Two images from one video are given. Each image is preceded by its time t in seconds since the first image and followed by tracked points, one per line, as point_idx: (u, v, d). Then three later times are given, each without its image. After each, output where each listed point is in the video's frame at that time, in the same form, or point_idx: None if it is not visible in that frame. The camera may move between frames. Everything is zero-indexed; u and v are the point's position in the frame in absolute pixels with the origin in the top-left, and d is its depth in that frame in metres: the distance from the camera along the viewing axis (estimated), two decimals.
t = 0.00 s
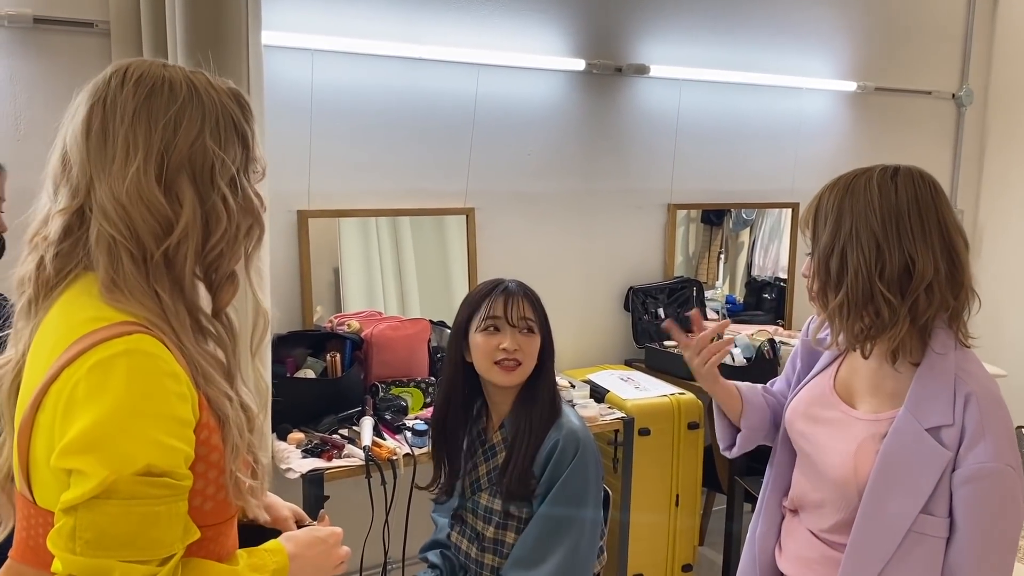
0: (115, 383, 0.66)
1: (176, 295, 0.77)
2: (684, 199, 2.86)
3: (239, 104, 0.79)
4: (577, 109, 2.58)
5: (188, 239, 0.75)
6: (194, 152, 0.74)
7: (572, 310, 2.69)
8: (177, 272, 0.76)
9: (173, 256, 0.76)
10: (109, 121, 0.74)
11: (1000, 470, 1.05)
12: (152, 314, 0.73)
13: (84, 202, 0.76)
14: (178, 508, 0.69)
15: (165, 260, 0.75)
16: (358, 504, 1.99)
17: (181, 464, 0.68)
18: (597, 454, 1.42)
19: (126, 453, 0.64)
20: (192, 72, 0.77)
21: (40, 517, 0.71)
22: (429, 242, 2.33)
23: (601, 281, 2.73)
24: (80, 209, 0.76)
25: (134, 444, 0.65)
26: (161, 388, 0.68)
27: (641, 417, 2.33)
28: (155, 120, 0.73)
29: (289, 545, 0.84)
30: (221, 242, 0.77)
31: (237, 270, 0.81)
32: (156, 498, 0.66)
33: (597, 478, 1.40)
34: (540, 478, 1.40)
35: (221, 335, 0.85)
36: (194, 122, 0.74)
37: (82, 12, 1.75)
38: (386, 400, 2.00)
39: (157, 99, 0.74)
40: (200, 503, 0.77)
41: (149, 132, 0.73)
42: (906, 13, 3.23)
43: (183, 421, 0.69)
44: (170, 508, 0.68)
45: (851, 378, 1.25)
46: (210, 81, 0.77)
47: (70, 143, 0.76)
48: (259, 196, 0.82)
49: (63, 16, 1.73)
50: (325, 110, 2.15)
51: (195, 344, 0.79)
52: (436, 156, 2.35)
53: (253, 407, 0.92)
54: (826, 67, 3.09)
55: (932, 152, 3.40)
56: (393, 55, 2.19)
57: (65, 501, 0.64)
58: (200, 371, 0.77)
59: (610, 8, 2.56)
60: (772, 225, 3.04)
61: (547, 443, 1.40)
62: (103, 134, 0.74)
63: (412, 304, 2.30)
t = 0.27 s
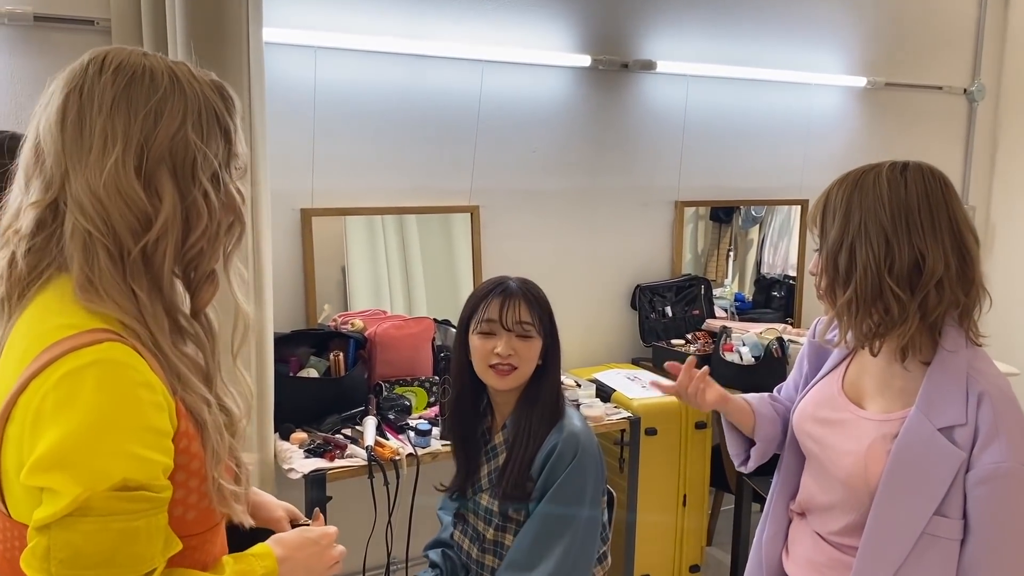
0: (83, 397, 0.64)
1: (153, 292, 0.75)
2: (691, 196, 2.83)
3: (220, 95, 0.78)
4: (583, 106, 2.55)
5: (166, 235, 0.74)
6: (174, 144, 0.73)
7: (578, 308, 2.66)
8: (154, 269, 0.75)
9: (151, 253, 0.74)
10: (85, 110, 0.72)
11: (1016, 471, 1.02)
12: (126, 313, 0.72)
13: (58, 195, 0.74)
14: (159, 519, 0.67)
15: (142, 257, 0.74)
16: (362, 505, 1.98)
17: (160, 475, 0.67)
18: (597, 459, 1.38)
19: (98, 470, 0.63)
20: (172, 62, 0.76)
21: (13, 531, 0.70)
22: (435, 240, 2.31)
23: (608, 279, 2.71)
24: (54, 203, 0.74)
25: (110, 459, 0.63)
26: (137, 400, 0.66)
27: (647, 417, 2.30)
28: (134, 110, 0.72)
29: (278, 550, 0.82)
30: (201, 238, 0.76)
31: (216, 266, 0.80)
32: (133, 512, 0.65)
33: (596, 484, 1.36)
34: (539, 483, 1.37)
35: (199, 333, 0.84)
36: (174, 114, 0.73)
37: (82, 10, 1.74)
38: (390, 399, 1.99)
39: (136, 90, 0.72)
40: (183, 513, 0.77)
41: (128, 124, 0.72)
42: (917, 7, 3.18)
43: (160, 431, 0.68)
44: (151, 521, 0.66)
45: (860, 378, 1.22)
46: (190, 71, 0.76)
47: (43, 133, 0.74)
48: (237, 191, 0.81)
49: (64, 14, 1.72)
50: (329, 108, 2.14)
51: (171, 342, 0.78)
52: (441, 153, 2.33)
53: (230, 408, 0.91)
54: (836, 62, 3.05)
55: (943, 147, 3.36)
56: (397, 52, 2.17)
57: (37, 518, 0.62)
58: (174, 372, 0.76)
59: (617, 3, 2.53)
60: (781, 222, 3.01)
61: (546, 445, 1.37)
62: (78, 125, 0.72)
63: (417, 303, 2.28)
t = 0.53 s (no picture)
0: (15, 417, 0.61)
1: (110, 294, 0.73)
2: (696, 195, 2.81)
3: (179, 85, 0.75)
4: (586, 105, 2.54)
5: (122, 233, 0.71)
6: (128, 138, 0.70)
7: (582, 308, 2.65)
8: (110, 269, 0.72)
9: (105, 252, 0.71)
10: (31, 102, 0.69)
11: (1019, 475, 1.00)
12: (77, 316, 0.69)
13: (7, 194, 0.71)
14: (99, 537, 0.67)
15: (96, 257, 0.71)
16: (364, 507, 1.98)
17: (104, 495, 0.66)
18: (592, 469, 1.34)
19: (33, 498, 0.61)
20: (128, 49, 0.72)
21: None
22: (438, 240, 2.30)
23: (612, 279, 2.69)
24: (4, 200, 0.72)
25: (47, 479, 0.62)
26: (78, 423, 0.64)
27: (651, 418, 2.28)
28: (84, 101, 0.69)
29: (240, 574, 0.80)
30: (161, 236, 0.74)
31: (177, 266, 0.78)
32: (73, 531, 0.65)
33: (589, 497, 1.32)
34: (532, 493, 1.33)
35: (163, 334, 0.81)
36: (129, 103, 0.70)
37: (82, 12, 1.74)
38: (391, 400, 1.98)
39: (87, 79, 0.69)
40: (138, 531, 0.78)
41: (78, 116, 0.68)
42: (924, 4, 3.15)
43: (105, 453, 0.66)
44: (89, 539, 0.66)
45: (862, 382, 1.22)
46: (147, 59, 0.73)
47: None
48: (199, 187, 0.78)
49: (63, 15, 1.72)
50: (331, 108, 2.13)
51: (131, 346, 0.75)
52: (443, 153, 2.32)
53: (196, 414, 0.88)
54: (842, 59, 3.03)
55: (952, 145, 3.32)
56: (399, 51, 2.16)
57: None
58: (128, 378, 0.73)
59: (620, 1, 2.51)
60: (788, 221, 2.98)
61: (540, 452, 1.34)
62: (25, 119, 0.69)
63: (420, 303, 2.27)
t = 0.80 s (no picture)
0: None
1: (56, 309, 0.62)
2: (701, 195, 2.79)
3: (136, 78, 0.65)
4: (590, 106, 2.53)
5: (65, 241, 0.61)
6: (70, 135, 0.60)
7: (586, 310, 2.63)
8: (55, 281, 0.62)
9: (49, 263, 0.61)
10: None
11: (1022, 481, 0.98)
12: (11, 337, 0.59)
13: None
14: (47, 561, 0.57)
15: (39, 267, 0.61)
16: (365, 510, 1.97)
17: (51, 516, 0.57)
18: (593, 482, 1.32)
19: None
20: (74, 39, 0.63)
21: None
22: (442, 242, 2.29)
23: (616, 280, 2.68)
24: None
25: None
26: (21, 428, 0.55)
27: (655, 420, 2.27)
28: (20, 98, 0.59)
29: None
30: (111, 245, 0.63)
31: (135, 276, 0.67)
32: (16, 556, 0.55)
33: (589, 510, 1.30)
34: (531, 501, 1.32)
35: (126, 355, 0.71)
36: (71, 102, 0.60)
37: (82, 15, 1.74)
38: (394, 403, 1.98)
39: (23, 73, 0.59)
40: (94, 554, 0.65)
41: (14, 115, 0.59)
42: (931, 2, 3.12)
43: (53, 467, 0.57)
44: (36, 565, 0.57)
45: (864, 384, 1.20)
46: (96, 50, 0.63)
47: None
48: (161, 188, 0.68)
49: (64, 19, 1.72)
50: (333, 110, 2.13)
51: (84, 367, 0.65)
52: (446, 155, 2.31)
53: (173, 444, 0.77)
54: (848, 58, 3.00)
55: (960, 144, 3.29)
56: (401, 53, 2.15)
57: None
58: (79, 398, 0.63)
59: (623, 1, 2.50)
60: (795, 222, 2.96)
61: (540, 463, 1.31)
62: None
63: (423, 305, 2.26)
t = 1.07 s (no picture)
0: None
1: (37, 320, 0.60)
2: (707, 195, 2.78)
3: (119, 73, 0.64)
4: (595, 105, 2.51)
5: (44, 243, 0.59)
6: (47, 133, 0.59)
7: (592, 311, 2.62)
8: (34, 286, 0.60)
9: (28, 267, 0.59)
10: None
11: None
12: None
13: None
14: None
15: (19, 273, 0.59)
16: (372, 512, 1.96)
17: (22, 537, 0.54)
18: (600, 488, 1.30)
19: None
20: (55, 35, 0.61)
21: None
22: (447, 243, 2.29)
23: (622, 281, 2.66)
24: None
25: None
26: None
27: (662, 422, 2.25)
28: None
29: None
30: (92, 246, 0.61)
31: (120, 279, 0.65)
32: None
33: (597, 518, 1.29)
34: (539, 506, 1.31)
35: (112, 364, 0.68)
36: (50, 97, 0.59)
37: (85, 17, 1.74)
38: (399, 405, 1.96)
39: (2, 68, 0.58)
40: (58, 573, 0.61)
41: None
42: None
43: (24, 489, 0.54)
44: None
45: (872, 385, 1.19)
46: (78, 45, 0.62)
47: None
48: (145, 187, 0.66)
49: (67, 22, 1.72)
50: (338, 111, 2.12)
51: (63, 374, 0.62)
52: (451, 155, 2.31)
53: (164, 458, 0.74)
54: (856, 56, 2.98)
55: (969, 143, 3.27)
56: (405, 53, 2.14)
57: None
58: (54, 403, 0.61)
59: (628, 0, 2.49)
60: (802, 221, 2.95)
61: (547, 470, 1.31)
62: None
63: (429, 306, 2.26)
